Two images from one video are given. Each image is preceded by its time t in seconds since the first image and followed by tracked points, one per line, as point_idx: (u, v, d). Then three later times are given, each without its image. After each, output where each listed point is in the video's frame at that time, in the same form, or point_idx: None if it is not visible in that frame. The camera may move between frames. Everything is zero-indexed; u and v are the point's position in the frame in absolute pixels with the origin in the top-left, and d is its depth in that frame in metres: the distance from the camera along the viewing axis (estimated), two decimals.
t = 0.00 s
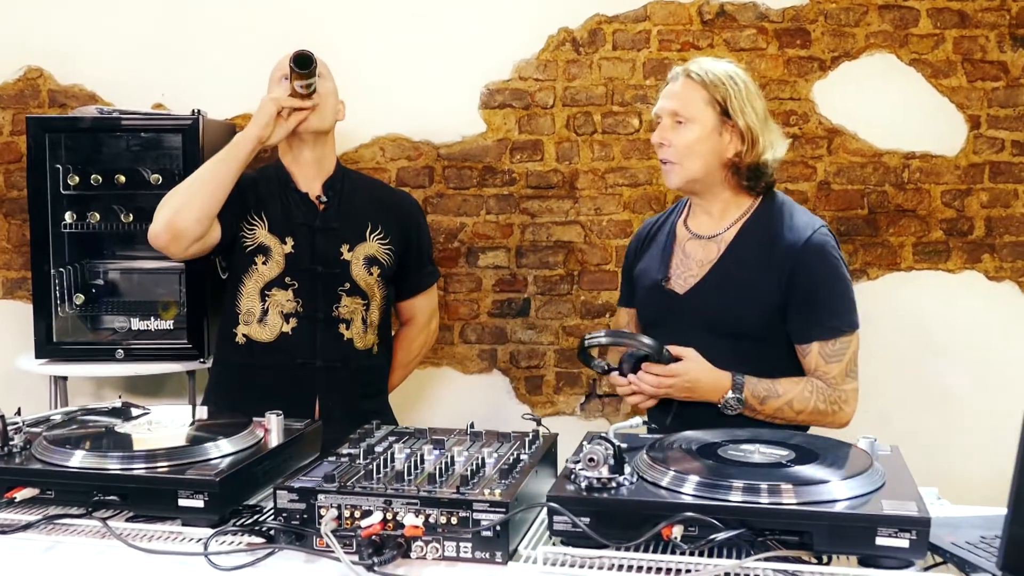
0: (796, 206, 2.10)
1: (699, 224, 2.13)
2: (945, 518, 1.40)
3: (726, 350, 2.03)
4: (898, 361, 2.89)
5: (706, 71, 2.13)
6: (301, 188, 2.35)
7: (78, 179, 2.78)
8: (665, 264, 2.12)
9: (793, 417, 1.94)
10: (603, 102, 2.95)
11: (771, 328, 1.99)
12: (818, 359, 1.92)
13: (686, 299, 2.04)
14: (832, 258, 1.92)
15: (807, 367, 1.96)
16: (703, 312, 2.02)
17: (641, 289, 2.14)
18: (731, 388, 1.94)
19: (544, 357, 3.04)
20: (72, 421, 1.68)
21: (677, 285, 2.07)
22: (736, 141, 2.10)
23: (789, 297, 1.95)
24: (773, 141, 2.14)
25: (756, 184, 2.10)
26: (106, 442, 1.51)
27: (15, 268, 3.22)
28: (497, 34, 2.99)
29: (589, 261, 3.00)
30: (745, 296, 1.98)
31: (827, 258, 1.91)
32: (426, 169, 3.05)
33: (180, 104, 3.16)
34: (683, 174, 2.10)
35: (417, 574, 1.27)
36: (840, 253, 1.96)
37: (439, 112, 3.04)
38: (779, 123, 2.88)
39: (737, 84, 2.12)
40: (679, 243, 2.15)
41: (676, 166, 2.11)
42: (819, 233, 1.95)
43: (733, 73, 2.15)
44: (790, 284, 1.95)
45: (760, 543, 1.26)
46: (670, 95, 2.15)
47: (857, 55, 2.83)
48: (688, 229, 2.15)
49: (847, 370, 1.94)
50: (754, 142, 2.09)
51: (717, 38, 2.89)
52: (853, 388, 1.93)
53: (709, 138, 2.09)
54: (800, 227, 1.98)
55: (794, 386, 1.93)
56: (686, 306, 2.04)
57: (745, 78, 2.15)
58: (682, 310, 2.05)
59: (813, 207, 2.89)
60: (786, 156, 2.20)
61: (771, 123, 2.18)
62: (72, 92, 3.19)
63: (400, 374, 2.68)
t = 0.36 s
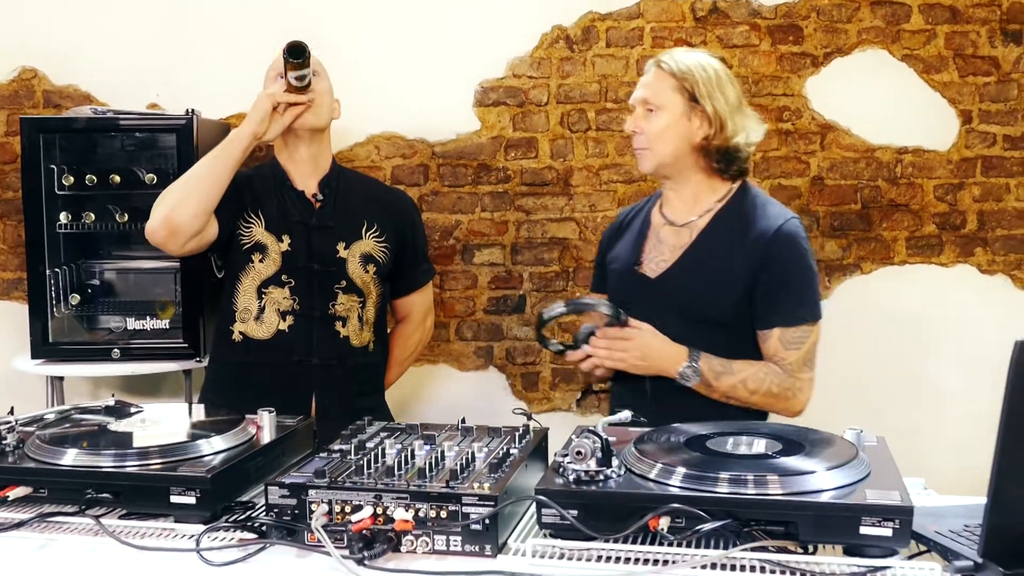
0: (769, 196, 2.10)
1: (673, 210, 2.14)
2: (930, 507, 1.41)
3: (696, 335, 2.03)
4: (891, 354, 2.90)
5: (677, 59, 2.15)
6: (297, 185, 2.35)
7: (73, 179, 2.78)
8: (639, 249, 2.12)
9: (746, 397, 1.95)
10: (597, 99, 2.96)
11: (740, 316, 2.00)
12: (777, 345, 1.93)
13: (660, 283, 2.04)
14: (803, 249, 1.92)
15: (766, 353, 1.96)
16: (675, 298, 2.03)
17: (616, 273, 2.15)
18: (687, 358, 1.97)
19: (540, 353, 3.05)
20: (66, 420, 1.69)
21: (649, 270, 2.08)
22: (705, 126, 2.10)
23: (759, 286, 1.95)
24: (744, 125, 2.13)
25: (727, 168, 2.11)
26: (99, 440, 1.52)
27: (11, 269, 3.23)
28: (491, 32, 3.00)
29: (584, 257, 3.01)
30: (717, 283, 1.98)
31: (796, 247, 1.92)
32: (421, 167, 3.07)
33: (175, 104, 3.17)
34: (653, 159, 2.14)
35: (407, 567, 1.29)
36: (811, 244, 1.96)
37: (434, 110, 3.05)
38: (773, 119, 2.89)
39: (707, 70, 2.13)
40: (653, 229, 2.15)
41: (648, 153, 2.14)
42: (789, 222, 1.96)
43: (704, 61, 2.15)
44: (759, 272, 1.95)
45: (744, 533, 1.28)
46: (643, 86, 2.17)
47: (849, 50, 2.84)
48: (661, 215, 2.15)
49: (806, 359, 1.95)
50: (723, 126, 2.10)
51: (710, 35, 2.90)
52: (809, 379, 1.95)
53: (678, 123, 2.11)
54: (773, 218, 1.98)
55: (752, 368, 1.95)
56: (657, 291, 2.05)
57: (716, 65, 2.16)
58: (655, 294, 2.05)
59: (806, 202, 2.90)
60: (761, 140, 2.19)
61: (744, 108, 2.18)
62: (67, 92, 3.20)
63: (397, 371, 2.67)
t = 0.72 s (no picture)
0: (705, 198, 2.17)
1: (618, 212, 2.16)
2: (915, 505, 1.42)
3: (640, 332, 2.07)
4: (879, 354, 2.92)
5: (620, 66, 2.14)
6: (285, 183, 2.37)
7: (66, 175, 2.78)
8: (582, 248, 2.15)
9: (691, 390, 2.00)
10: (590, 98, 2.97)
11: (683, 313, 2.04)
12: (720, 339, 1.99)
13: (604, 280, 2.07)
14: (741, 248, 2.00)
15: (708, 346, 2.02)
16: (620, 295, 2.06)
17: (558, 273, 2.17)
18: (637, 356, 1.97)
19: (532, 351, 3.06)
20: (56, 414, 1.69)
21: (593, 267, 2.11)
22: (656, 131, 2.13)
23: (700, 283, 2.01)
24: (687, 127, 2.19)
25: (673, 170, 2.16)
26: (89, 434, 1.52)
27: (4, 264, 3.23)
28: (484, 30, 3.00)
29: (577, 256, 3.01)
30: (660, 280, 2.03)
31: (736, 245, 2.00)
32: (414, 165, 3.07)
33: (168, 100, 3.17)
34: (607, 167, 2.12)
35: (393, 562, 1.29)
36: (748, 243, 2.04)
37: (427, 108, 3.05)
38: (765, 119, 2.90)
39: (650, 76, 2.15)
40: (595, 230, 2.18)
41: (601, 161, 2.12)
42: (729, 223, 2.04)
43: (644, 67, 2.16)
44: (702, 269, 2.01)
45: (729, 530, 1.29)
46: (586, 94, 2.15)
47: (842, 51, 2.85)
48: (604, 217, 2.18)
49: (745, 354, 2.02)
50: (671, 129, 2.13)
51: (703, 34, 2.90)
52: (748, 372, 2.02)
53: (631, 130, 2.11)
54: (713, 218, 2.05)
55: (699, 361, 2.00)
56: (602, 288, 2.08)
57: (655, 71, 2.18)
58: (599, 292, 2.08)
59: (798, 202, 2.91)
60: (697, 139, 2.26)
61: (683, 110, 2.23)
62: (60, 88, 3.19)
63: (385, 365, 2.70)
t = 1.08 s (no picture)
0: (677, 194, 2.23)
1: (591, 208, 2.19)
2: (908, 506, 1.42)
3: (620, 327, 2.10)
4: (872, 355, 2.92)
5: (591, 66, 2.20)
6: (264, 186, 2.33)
7: (61, 169, 2.78)
8: (559, 245, 2.18)
9: (692, 389, 2.05)
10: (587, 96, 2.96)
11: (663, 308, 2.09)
12: (709, 334, 2.05)
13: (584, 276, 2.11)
14: (720, 244, 2.06)
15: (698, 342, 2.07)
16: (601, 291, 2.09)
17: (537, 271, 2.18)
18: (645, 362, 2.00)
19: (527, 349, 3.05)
20: (48, 407, 1.69)
21: (572, 264, 2.14)
22: (626, 128, 2.20)
23: (681, 279, 2.07)
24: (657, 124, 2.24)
25: (644, 167, 2.21)
26: (82, 427, 1.52)
27: None
28: (481, 27, 3.00)
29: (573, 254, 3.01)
30: (641, 275, 2.07)
31: (715, 241, 2.06)
32: (409, 162, 3.07)
33: (164, 95, 3.16)
34: (581, 165, 2.18)
35: (386, 559, 1.29)
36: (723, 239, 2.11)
37: (423, 105, 3.05)
38: (761, 118, 2.90)
39: (619, 75, 2.21)
40: (570, 226, 2.20)
41: (574, 159, 2.18)
42: (706, 220, 2.10)
43: (614, 66, 2.22)
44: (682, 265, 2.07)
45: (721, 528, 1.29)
46: (557, 95, 2.21)
47: (838, 51, 2.85)
48: (579, 213, 2.20)
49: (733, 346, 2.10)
50: (641, 128, 2.20)
51: (700, 33, 2.90)
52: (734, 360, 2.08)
53: (601, 128, 2.18)
54: (690, 215, 2.11)
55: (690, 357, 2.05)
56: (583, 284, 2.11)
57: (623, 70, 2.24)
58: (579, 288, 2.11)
59: (793, 202, 2.91)
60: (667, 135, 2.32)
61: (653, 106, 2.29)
62: (56, 82, 3.18)
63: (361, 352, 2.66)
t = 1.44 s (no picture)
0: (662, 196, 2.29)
1: (585, 204, 2.19)
2: (912, 503, 1.41)
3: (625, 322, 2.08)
4: (873, 352, 2.91)
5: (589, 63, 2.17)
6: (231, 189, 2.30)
7: (59, 168, 2.77)
8: (556, 240, 2.16)
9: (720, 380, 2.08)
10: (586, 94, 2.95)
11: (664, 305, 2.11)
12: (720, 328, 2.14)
13: (588, 270, 2.10)
14: (719, 243, 2.14)
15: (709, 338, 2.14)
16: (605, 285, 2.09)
17: (533, 268, 2.15)
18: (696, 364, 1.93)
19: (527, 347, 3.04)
20: (49, 406, 1.67)
21: (574, 259, 2.13)
22: (627, 126, 2.19)
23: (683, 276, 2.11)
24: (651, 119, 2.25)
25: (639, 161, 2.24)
26: (83, 426, 1.51)
27: None
28: (479, 24, 2.98)
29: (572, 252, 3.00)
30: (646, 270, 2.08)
31: (712, 240, 2.13)
32: (408, 160, 3.06)
33: (161, 93, 3.14)
34: (586, 166, 2.14)
35: (388, 558, 1.28)
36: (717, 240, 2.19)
37: (420, 103, 3.03)
38: (760, 115, 2.89)
39: (615, 71, 2.19)
40: (565, 222, 2.19)
41: (577, 160, 2.13)
42: (702, 220, 2.17)
43: (607, 62, 2.20)
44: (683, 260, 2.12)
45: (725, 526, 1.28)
46: (554, 93, 2.16)
47: (837, 47, 2.84)
48: (571, 209, 2.20)
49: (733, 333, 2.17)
50: (640, 124, 2.20)
51: (699, 29, 2.89)
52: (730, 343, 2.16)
53: (604, 127, 2.15)
54: (688, 214, 2.17)
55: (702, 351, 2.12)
56: (586, 279, 2.10)
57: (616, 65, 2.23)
58: (583, 282, 2.10)
59: (793, 198, 2.90)
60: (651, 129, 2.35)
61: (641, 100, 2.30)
62: (54, 81, 3.17)
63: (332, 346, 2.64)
